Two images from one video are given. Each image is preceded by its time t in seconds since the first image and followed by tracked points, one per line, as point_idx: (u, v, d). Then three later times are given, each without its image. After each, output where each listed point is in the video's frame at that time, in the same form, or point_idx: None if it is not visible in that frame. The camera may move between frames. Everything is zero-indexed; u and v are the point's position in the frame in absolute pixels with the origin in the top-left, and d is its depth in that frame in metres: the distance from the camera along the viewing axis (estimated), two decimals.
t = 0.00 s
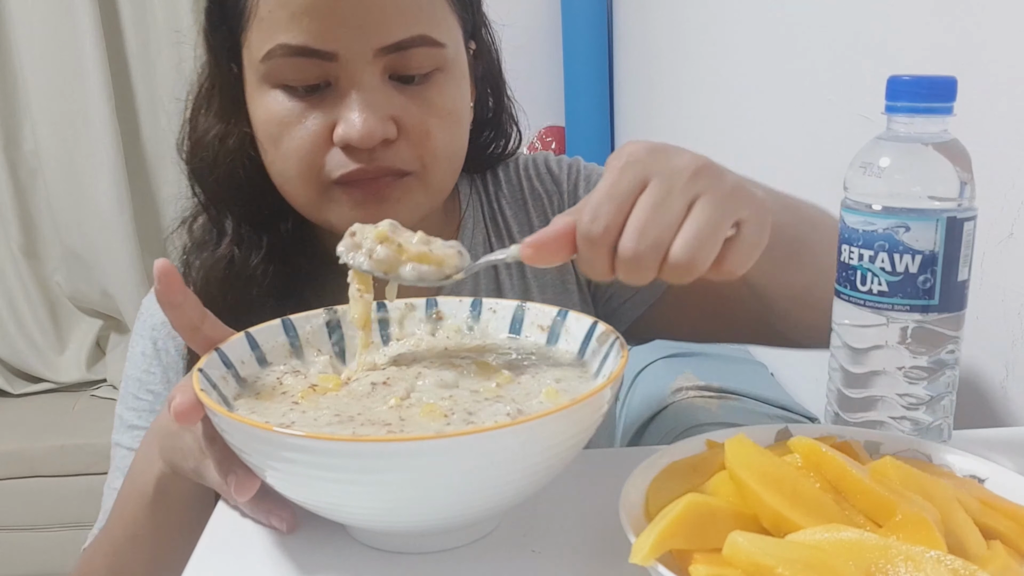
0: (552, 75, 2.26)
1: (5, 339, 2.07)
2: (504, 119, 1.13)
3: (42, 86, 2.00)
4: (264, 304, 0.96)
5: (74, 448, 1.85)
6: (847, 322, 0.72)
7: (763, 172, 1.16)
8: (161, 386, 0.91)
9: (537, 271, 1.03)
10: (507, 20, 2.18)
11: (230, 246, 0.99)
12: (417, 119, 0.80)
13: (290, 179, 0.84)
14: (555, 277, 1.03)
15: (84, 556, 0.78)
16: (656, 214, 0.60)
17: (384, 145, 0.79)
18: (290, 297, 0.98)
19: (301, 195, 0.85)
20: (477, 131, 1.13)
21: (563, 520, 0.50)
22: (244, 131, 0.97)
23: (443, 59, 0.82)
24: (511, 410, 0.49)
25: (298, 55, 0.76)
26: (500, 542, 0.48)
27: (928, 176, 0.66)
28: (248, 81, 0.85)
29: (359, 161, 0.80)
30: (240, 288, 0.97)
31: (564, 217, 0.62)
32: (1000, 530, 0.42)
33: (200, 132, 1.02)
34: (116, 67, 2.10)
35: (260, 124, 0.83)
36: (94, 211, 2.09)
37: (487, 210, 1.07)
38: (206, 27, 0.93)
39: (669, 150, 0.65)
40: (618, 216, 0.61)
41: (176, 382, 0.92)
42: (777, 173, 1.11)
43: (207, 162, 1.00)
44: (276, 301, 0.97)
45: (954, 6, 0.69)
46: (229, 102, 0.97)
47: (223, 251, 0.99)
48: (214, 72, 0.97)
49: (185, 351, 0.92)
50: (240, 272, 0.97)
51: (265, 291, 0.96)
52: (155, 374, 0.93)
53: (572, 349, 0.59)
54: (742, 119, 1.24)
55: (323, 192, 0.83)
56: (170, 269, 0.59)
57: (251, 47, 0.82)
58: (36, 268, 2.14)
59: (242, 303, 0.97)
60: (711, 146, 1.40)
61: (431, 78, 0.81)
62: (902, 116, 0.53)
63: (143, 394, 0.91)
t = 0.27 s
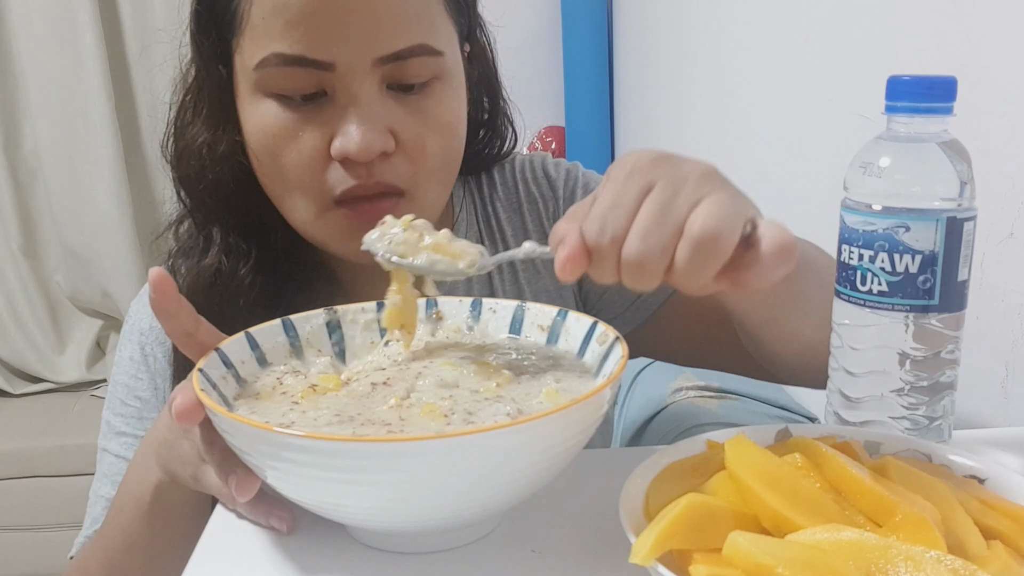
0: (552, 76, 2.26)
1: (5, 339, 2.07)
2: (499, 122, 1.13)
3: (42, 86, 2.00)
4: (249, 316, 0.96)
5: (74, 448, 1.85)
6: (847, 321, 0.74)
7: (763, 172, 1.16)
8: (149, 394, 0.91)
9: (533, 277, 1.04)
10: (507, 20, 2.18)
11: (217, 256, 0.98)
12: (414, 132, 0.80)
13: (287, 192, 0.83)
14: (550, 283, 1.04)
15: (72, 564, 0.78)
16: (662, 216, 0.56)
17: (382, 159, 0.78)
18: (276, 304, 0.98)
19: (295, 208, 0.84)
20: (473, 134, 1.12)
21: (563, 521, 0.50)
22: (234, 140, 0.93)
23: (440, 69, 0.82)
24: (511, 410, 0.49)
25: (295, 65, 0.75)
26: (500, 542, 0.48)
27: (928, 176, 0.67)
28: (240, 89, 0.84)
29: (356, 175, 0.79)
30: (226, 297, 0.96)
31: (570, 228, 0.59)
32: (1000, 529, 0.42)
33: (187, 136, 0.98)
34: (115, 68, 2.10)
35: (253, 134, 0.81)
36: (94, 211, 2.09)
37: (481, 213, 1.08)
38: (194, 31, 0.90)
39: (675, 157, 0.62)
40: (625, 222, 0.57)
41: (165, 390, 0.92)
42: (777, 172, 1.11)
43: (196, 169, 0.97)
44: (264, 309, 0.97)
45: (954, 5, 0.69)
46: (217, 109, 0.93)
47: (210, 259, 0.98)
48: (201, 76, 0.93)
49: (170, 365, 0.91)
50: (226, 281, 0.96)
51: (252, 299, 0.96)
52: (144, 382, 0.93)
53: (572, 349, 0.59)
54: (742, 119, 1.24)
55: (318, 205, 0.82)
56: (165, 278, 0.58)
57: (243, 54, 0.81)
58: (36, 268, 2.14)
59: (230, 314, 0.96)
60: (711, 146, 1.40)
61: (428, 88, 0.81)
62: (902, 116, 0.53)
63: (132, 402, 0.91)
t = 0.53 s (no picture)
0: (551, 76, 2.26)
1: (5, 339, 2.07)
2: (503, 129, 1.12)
3: (42, 86, 2.00)
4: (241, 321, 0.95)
5: (74, 448, 1.85)
6: (847, 321, 0.74)
7: (763, 172, 1.16)
8: (145, 399, 0.91)
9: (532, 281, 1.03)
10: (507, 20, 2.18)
11: (212, 263, 0.97)
12: (424, 130, 0.79)
13: (293, 191, 0.80)
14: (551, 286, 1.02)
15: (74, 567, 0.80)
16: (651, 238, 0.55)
17: (392, 155, 0.76)
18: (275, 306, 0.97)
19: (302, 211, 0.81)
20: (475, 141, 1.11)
21: (563, 521, 0.50)
22: (234, 142, 0.91)
23: (448, 69, 0.81)
24: (511, 410, 0.49)
25: (305, 57, 0.73)
26: (500, 542, 0.48)
27: (928, 176, 0.66)
28: (245, 86, 0.82)
29: (366, 173, 0.76)
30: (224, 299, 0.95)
31: (560, 231, 0.58)
32: (1000, 530, 0.42)
33: (186, 138, 0.97)
34: (115, 68, 2.10)
35: (259, 134, 0.79)
36: (94, 211, 2.09)
37: (479, 215, 1.07)
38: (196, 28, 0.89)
39: (673, 168, 0.61)
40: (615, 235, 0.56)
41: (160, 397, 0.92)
42: (778, 173, 1.11)
43: (194, 173, 0.96)
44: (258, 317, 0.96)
45: (954, 5, 0.69)
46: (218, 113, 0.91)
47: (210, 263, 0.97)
48: (204, 77, 0.91)
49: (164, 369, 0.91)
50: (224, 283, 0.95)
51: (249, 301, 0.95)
52: (138, 387, 0.93)
53: (572, 348, 0.59)
54: (742, 119, 1.24)
55: (326, 205, 0.79)
56: (177, 274, 0.58)
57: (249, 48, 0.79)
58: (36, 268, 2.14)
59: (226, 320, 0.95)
60: (711, 146, 1.40)
61: (437, 87, 0.81)
62: (902, 116, 0.53)
63: (126, 407, 0.91)
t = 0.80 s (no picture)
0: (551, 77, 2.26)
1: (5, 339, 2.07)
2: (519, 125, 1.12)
3: (42, 86, 2.00)
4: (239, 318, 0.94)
5: (74, 448, 1.85)
6: (847, 321, 0.74)
7: (763, 172, 1.16)
8: (141, 393, 0.91)
9: (541, 282, 1.02)
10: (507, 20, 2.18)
11: (211, 253, 0.96)
12: (440, 106, 0.77)
13: (299, 175, 0.78)
14: (559, 288, 1.01)
15: (72, 561, 0.80)
16: (614, 221, 0.55)
17: (404, 129, 0.75)
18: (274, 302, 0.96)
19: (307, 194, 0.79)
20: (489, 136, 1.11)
21: (563, 521, 0.50)
22: (238, 127, 0.91)
23: (460, 46, 0.81)
24: (511, 410, 0.49)
25: (312, 28, 0.73)
26: (501, 542, 0.48)
27: (928, 176, 0.66)
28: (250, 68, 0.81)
29: (376, 149, 0.75)
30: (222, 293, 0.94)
31: (530, 212, 0.58)
32: (999, 530, 0.42)
33: (191, 125, 0.96)
34: (116, 68, 2.10)
35: (263, 113, 0.77)
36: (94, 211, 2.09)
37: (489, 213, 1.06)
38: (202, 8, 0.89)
39: (643, 153, 0.60)
40: (581, 217, 0.56)
41: (155, 391, 0.92)
42: (778, 173, 1.11)
43: (197, 159, 0.95)
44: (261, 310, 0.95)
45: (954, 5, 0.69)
46: (222, 96, 0.91)
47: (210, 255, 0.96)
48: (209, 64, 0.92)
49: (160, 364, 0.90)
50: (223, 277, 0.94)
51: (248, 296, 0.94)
52: (135, 380, 0.93)
53: (572, 348, 0.59)
54: (742, 119, 1.24)
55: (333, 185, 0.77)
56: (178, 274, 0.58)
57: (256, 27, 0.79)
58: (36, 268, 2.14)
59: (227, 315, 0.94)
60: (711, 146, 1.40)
61: (451, 64, 0.80)
62: (902, 116, 0.53)
63: (121, 401, 0.91)
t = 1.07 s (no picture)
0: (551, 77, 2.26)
1: (5, 339, 2.07)
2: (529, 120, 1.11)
3: (42, 86, 2.00)
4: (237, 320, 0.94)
5: (74, 448, 1.85)
6: (847, 321, 0.74)
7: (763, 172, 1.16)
8: (142, 386, 0.91)
9: (548, 280, 1.01)
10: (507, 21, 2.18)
11: (216, 253, 0.95)
12: (457, 103, 0.77)
13: (309, 172, 0.77)
14: (565, 286, 1.00)
15: (72, 554, 0.80)
16: (579, 183, 0.55)
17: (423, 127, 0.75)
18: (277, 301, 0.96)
19: (315, 189, 0.79)
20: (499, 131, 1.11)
21: (563, 521, 0.50)
22: (245, 122, 0.89)
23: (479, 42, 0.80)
24: (511, 410, 0.49)
25: (329, 22, 0.72)
26: (500, 542, 0.48)
27: (928, 176, 0.67)
28: (258, 62, 0.80)
29: (390, 148, 0.75)
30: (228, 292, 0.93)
31: (506, 181, 0.59)
32: (999, 529, 0.42)
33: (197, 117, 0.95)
34: (116, 68, 2.10)
35: (274, 105, 0.77)
36: (94, 210, 2.09)
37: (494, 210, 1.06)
38: None
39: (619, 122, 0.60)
40: (549, 179, 0.57)
41: (156, 384, 0.91)
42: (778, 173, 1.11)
43: (203, 155, 0.94)
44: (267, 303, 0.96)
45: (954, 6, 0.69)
46: (229, 90, 0.89)
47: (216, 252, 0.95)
48: (216, 55, 0.89)
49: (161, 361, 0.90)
50: (229, 275, 0.94)
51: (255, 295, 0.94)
52: (135, 373, 0.92)
53: (572, 349, 0.59)
54: (742, 118, 1.24)
55: (343, 180, 0.78)
56: (179, 277, 0.59)
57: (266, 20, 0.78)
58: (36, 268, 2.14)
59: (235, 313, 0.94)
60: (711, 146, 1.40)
61: (468, 59, 0.79)
62: (902, 116, 0.53)
63: (122, 394, 0.91)
